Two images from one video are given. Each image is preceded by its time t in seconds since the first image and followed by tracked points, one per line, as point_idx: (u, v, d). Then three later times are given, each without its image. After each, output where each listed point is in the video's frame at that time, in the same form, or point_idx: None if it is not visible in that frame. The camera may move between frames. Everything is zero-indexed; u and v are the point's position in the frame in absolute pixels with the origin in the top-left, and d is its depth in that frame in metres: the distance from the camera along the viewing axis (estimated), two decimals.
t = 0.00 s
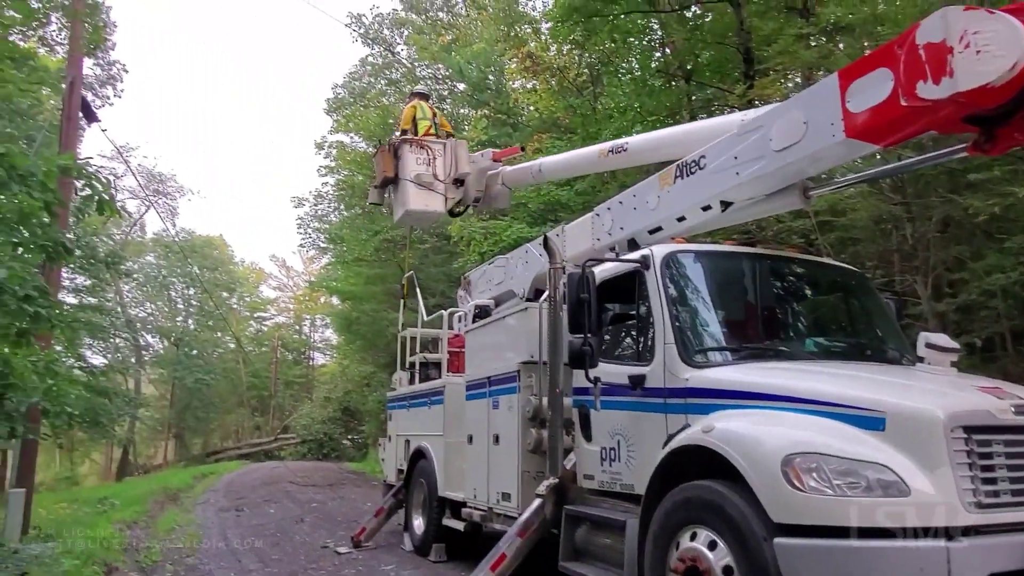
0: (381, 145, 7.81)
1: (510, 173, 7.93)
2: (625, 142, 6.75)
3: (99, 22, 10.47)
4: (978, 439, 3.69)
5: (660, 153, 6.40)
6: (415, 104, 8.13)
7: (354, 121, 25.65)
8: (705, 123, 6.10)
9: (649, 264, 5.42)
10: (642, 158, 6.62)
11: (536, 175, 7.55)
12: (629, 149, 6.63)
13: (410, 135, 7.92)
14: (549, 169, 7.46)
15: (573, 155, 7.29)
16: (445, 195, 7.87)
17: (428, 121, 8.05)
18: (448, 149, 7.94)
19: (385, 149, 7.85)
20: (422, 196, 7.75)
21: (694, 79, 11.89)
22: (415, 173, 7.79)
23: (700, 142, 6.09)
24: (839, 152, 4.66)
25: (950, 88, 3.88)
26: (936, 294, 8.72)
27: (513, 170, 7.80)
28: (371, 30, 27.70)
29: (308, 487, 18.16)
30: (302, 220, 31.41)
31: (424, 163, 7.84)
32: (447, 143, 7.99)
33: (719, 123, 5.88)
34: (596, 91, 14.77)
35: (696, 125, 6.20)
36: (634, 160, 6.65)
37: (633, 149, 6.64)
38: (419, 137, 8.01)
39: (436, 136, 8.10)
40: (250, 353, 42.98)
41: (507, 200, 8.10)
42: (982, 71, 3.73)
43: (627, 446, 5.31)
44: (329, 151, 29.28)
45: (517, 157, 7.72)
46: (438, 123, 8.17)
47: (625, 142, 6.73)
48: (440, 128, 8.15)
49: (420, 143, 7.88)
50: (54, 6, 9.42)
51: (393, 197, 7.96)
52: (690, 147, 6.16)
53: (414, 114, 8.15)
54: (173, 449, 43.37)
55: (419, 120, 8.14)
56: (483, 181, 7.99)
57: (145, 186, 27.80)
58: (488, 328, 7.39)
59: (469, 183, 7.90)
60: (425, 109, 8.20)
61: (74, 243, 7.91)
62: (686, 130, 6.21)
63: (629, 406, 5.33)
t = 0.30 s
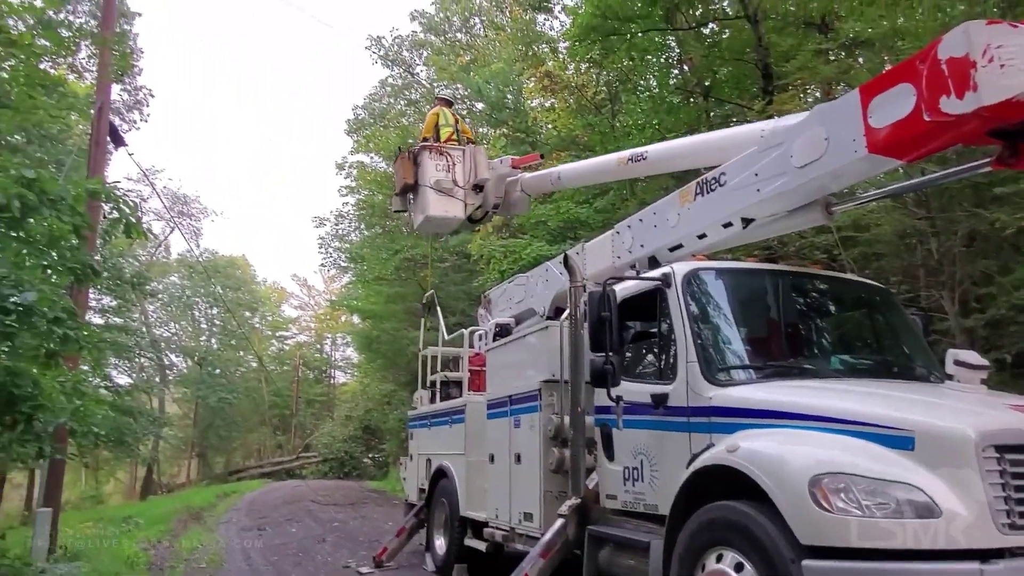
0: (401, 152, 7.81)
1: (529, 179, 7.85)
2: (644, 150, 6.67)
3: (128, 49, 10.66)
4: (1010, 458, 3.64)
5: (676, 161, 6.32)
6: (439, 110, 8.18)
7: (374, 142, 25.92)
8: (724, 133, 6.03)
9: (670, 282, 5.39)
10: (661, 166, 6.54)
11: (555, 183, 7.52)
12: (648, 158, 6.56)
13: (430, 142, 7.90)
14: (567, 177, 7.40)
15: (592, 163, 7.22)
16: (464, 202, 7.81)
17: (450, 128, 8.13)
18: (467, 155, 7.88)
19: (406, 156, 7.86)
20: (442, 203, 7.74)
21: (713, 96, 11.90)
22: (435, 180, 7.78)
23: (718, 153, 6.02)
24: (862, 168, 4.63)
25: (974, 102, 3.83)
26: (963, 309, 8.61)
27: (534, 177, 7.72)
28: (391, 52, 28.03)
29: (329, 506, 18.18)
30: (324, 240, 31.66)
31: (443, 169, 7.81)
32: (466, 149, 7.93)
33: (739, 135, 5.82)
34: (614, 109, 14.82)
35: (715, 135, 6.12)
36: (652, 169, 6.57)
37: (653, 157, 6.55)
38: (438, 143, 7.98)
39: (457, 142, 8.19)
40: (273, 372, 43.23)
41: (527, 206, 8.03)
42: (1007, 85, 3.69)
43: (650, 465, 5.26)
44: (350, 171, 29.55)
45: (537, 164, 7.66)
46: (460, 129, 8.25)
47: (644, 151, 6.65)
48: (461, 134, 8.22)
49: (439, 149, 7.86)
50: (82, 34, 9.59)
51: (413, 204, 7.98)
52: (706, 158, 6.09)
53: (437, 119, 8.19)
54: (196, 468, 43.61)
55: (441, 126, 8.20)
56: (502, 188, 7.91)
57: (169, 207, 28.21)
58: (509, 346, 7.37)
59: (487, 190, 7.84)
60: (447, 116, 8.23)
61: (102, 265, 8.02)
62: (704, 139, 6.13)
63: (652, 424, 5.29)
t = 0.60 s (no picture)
0: (419, 158, 7.80)
1: (546, 186, 7.85)
2: (662, 158, 6.55)
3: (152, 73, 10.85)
4: None
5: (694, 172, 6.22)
6: (455, 117, 8.21)
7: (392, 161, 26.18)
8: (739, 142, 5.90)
9: (689, 300, 5.38)
10: (678, 175, 6.43)
11: (572, 190, 7.44)
12: (666, 166, 6.44)
13: (447, 148, 7.91)
14: (585, 185, 7.33)
15: (609, 170, 7.12)
16: (483, 207, 7.81)
17: (466, 135, 8.15)
18: (485, 161, 7.90)
19: (423, 162, 7.86)
20: (460, 209, 7.72)
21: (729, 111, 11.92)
22: (453, 186, 7.76)
23: (733, 162, 5.90)
24: (882, 184, 4.61)
25: (995, 116, 3.81)
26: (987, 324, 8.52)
27: (551, 183, 7.71)
28: (408, 72, 28.32)
29: (348, 524, 18.19)
30: (342, 259, 31.86)
31: (462, 175, 7.81)
32: (484, 155, 7.95)
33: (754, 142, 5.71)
34: (630, 126, 14.87)
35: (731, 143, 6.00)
36: (669, 178, 6.46)
37: (670, 166, 6.44)
38: (456, 150, 7.99)
39: (473, 149, 8.19)
40: (291, 390, 43.42)
41: (545, 213, 8.02)
42: None
43: (671, 484, 5.23)
44: (368, 190, 29.77)
45: (555, 171, 7.63)
46: (476, 135, 8.26)
47: (662, 159, 6.54)
48: (479, 140, 8.24)
49: (457, 156, 7.87)
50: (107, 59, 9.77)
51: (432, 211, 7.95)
52: (720, 166, 5.99)
53: (453, 126, 8.23)
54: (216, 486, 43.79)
55: (457, 133, 8.22)
56: (520, 194, 7.91)
57: (190, 228, 28.57)
58: (528, 365, 7.37)
59: (505, 196, 7.84)
60: (464, 121, 8.25)
61: (125, 286, 8.13)
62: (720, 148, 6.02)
63: (672, 443, 5.26)
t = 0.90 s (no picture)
0: (437, 165, 7.83)
1: (564, 194, 7.67)
2: (678, 168, 6.38)
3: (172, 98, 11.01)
4: None
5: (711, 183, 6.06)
6: (471, 124, 8.23)
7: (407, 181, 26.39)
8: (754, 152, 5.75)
9: (705, 318, 5.36)
10: (695, 185, 6.26)
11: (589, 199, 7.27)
12: (682, 176, 6.27)
13: (465, 155, 7.90)
14: (602, 193, 7.20)
15: (625, 179, 6.97)
16: (500, 214, 7.80)
17: (483, 142, 8.18)
18: (503, 168, 7.87)
19: (441, 169, 7.87)
20: (477, 215, 7.71)
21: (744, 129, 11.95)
22: (471, 192, 7.76)
23: (748, 173, 5.76)
24: (900, 202, 4.60)
25: (1013, 133, 3.82)
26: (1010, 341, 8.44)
27: (568, 192, 7.59)
28: (423, 94, 28.56)
29: (364, 545, 18.16)
30: (358, 278, 31.99)
31: (479, 181, 7.80)
32: (502, 162, 7.92)
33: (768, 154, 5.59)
34: (644, 145, 14.91)
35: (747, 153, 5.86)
36: (685, 188, 6.30)
37: (686, 175, 6.27)
38: (474, 157, 7.98)
39: (491, 155, 8.24)
40: (308, 410, 43.49)
41: (562, 221, 7.87)
42: None
43: (689, 506, 5.19)
44: (383, 210, 29.94)
45: (571, 179, 7.52)
46: (493, 141, 8.31)
47: (678, 169, 6.37)
48: (495, 147, 8.32)
49: (475, 162, 7.84)
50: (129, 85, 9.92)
51: (450, 218, 7.97)
52: (736, 176, 5.86)
53: (469, 134, 8.26)
54: (232, 506, 43.82)
55: (474, 141, 8.26)
56: (537, 202, 7.81)
57: (208, 249, 28.85)
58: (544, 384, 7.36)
59: (522, 203, 7.79)
60: (480, 129, 8.27)
61: (145, 307, 8.21)
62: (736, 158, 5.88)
63: (690, 463, 5.23)
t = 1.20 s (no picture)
0: (452, 170, 7.83)
1: (578, 198, 7.66)
2: (693, 174, 6.45)
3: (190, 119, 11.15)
4: None
5: (727, 190, 6.12)
6: (485, 129, 8.24)
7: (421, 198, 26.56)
8: (769, 159, 5.86)
9: (721, 334, 5.34)
10: (709, 193, 6.33)
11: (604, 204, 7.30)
12: (697, 183, 6.34)
13: (480, 159, 7.88)
14: (615, 199, 7.20)
15: (639, 184, 7.01)
16: (515, 217, 7.75)
17: (498, 146, 8.16)
18: (517, 171, 7.84)
19: (456, 173, 7.87)
20: (492, 218, 7.68)
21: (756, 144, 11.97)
22: (486, 196, 7.73)
23: (764, 180, 5.81)
24: (915, 217, 4.58)
25: None
26: None
27: (583, 197, 7.54)
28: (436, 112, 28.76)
29: (379, 563, 18.12)
30: (372, 295, 32.05)
31: (494, 185, 7.77)
32: (517, 165, 7.89)
33: (782, 162, 5.65)
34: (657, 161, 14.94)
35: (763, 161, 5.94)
36: (700, 194, 6.35)
37: (701, 182, 6.34)
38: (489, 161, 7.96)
39: (506, 160, 8.18)
40: (322, 427, 43.50)
41: (577, 225, 7.84)
42: None
43: (707, 525, 5.15)
44: (397, 227, 30.08)
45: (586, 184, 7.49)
46: (508, 146, 8.28)
47: (693, 175, 6.44)
48: (510, 151, 8.27)
49: (490, 166, 7.83)
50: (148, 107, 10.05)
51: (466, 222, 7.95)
52: (751, 185, 5.93)
53: (484, 139, 8.25)
54: (247, 523, 43.80)
55: (489, 146, 8.25)
56: (552, 206, 7.78)
57: (224, 267, 29.06)
58: (558, 401, 7.35)
59: (537, 208, 7.75)
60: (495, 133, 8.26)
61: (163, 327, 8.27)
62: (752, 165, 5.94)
63: (707, 481, 5.19)
